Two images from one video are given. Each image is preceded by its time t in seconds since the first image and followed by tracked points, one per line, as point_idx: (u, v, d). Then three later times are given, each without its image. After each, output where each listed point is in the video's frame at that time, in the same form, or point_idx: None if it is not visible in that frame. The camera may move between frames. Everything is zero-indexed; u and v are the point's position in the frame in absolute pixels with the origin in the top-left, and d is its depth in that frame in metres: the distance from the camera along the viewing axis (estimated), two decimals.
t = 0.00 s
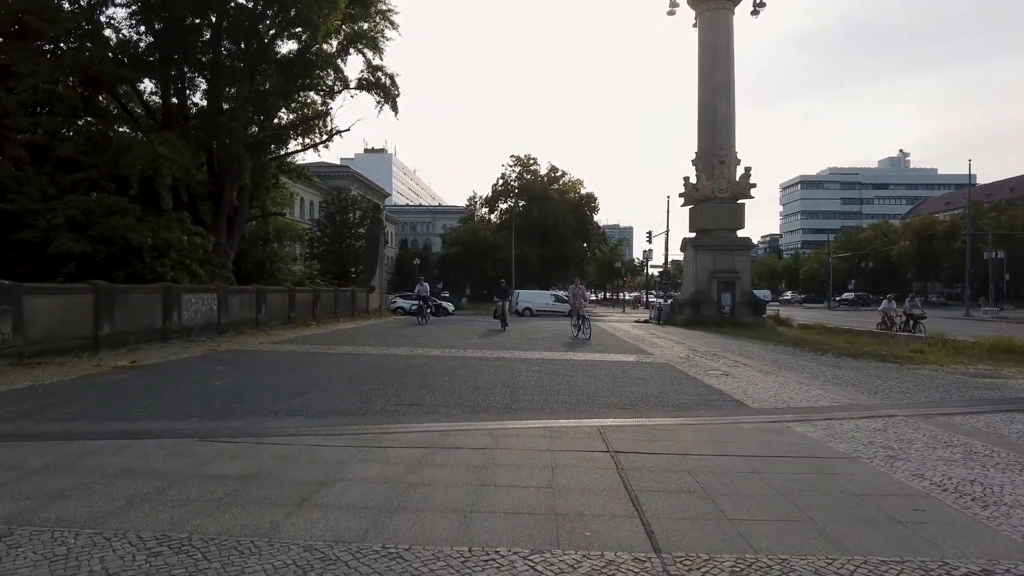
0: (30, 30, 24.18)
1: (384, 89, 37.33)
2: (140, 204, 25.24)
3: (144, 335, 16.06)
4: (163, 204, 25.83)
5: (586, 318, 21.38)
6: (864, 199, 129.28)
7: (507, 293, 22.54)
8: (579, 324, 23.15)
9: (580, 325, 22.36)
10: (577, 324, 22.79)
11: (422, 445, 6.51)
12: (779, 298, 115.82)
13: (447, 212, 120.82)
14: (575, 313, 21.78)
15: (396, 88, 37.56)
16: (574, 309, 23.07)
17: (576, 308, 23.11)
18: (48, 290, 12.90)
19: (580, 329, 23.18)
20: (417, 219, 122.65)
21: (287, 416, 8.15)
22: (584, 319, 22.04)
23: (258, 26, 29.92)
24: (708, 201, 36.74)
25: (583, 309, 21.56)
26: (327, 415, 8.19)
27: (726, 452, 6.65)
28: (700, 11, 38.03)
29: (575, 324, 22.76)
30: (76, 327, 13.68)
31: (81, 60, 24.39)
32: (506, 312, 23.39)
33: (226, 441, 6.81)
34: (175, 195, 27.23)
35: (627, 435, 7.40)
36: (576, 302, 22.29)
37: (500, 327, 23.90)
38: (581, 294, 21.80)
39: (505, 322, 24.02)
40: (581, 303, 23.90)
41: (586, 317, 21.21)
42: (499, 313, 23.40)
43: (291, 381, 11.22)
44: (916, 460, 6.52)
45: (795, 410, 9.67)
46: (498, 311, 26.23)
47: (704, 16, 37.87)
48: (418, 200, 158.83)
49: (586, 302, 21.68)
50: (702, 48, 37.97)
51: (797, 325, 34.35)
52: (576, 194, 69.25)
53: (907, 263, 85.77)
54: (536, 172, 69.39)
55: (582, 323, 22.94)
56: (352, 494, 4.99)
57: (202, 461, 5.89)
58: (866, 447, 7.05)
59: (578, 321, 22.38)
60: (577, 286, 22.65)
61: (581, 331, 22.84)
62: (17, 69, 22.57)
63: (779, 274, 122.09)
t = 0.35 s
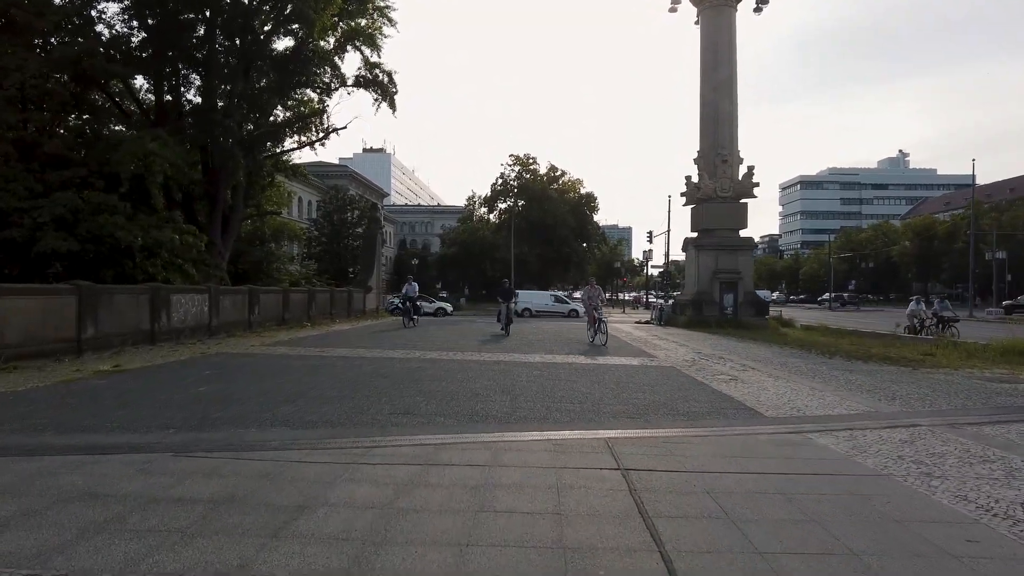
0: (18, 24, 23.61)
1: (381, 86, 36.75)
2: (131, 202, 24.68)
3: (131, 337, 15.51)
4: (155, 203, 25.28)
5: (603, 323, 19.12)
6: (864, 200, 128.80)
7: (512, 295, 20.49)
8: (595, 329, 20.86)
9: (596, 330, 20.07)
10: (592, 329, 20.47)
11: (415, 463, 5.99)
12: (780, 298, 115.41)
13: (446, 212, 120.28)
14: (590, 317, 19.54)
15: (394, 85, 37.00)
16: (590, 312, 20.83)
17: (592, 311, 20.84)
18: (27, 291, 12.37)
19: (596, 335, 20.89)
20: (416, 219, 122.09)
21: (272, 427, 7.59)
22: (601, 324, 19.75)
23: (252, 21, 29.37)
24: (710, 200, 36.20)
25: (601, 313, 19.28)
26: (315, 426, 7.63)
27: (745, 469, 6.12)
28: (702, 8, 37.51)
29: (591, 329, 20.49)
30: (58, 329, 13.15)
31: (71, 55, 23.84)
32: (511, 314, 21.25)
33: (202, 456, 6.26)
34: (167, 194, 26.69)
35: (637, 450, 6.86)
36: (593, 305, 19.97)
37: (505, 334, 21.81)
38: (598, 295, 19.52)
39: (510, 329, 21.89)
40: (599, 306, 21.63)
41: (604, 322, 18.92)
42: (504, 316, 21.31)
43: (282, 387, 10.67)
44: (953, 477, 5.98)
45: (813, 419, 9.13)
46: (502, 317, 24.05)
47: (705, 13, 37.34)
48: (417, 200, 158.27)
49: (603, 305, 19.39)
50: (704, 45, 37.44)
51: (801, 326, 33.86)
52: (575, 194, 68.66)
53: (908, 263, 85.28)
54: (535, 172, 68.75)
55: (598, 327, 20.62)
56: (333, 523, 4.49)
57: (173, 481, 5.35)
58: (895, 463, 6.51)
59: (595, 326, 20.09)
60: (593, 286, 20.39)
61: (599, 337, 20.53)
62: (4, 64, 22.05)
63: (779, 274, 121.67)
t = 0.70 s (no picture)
0: None
1: (373, 82, 36.13)
2: (115, 199, 23.96)
3: (109, 338, 14.85)
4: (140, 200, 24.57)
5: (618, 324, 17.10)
6: (859, 199, 128.70)
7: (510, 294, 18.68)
8: (608, 332, 18.85)
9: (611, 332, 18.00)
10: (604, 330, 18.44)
11: (398, 480, 5.39)
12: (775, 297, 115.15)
13: (441, 211, 119.49)
14: (603, 318, 17.54)
15: (386, 81, 36.37)
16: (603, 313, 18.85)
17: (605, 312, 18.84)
18: None
19: (609, 338, 18.86)
20: (410, 219, 121.28)
21: (246, 437, 6.96)
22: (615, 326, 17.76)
23: (241, 15, 28.69)
24: (707, 198, 35.69)
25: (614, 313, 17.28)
26: (293, 436, 7.01)
27: (764, 485, 5.54)
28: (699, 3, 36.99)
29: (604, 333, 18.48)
30: (29, 330, 12.51)
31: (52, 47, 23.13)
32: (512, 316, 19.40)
33: (164, 471, 5.64)
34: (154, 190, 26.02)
35: (640, 460, 6.30)
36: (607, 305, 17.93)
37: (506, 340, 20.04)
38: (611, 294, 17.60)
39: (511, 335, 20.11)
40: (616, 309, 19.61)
41: (618, 323, 16.90)
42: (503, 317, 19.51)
43: (264, 392, 10.06)
44: (993, 493, 5.39)
45: (828, 425, 8.58)
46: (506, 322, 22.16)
47: (702, 8, 36.76)
48: (411, 200, 157.51)
49: (617, 304, 17.34)
50: (701, 42, 36.96)
51: (800, 326, 33.40)
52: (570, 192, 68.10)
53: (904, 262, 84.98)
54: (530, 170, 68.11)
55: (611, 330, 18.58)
56: (300, 555, 3.91)
57: (125, 503, 4.75)
58: (925, 476, 5.94)
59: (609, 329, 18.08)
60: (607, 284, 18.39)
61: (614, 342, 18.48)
62: None
63: (774, 273, 121.41)
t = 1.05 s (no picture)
0: None
1: (372, 78, 35.51)
2: (107, 195, 23.35)
3: (95, 338, 14.26)
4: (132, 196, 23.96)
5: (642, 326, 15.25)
6: (859, 199, 128.13)
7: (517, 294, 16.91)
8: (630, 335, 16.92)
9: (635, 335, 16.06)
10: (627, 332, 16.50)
11: (396, 499, 4.84)
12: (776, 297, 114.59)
13: (440, 210, 118.75)
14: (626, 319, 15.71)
15: (385, 76, 35.76)
16: (625, 315, 17.00)
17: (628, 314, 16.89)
18: None
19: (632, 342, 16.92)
20: (410, 217, 120.60)
21: (229, 447, 6.37)
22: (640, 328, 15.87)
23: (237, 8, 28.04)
24: (711, 195, 35.07)
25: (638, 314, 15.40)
26: (281, 446, 6.42)
27: (802, 504, 4.97)
28: None
29: (626, 336, 16.67)
30: (9, 330, 11.94)
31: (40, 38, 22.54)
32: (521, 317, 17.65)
33: (136, 487, 5.07)
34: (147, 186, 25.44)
35: (662, 474, 5.72)
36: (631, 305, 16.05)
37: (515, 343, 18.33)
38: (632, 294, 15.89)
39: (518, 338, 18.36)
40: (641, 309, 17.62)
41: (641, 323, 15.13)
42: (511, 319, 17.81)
43: (255, 395, 9.48)
44: None
45: (856, 432, 8.01)
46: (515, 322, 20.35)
47: (706, 2, 36.13)
48: (411, 198, 156.94)
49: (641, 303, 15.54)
50: (705, 37, 36.33)
51: (805, 325, 32.82)
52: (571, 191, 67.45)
53: (906, 262, 84.36)
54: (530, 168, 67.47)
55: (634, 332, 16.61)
56: None
57: (81, 527, 4.17)
58: (979, 492, 5.35)
59: (632, 332, 16.27)
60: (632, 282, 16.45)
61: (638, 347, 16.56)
62: None
63: (775, 273, 120.84)
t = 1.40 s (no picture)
0: None
1: (372, 74, 34.94)
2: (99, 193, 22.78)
3: (82, 340, 13.72)
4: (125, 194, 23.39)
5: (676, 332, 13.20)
6: (859, 200, 127.65)
7: (530, 294, 14.88)
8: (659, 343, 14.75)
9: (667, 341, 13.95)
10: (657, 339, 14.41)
11: (393, 530, 4.28)
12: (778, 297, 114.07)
13: (440, 209, 118.07)
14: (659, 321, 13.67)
15: (385, 73, 35.20)
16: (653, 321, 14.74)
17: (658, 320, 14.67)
18: None
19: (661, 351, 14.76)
20: (409, 217, 119.97)
21: (211, 464, 5.81)
22: (672, 336, 13.81)
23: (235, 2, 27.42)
24: (716, 194, 34.48)
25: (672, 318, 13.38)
26: (268, 462, 5.88)
27: (850, 535, 4.41)
28: None
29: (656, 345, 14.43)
30: None
31: (30, 31, 21.99)
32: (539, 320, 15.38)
33: (103, 514, 4.52)
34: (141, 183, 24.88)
35: (688, 498, 5.14)
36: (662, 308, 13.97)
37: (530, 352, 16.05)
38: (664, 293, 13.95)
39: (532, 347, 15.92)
40: (676, 315, 15.53)
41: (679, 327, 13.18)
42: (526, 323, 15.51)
43: (247, 402, 8.96)
44: None
45: (889, 445, 7.44)
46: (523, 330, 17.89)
47: None
48: (411, 198, 156.38)
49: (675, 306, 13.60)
50: (709, 33, 35.75)
51: (811, 327, 32.26)
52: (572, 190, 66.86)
53: (908, 262, 83.76)
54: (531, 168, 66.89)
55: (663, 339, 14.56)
56: None
57: (31, 565, 3.63)
58: None
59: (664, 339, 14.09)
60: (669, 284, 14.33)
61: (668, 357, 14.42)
62: None
63: (776, 273, 120.25)
